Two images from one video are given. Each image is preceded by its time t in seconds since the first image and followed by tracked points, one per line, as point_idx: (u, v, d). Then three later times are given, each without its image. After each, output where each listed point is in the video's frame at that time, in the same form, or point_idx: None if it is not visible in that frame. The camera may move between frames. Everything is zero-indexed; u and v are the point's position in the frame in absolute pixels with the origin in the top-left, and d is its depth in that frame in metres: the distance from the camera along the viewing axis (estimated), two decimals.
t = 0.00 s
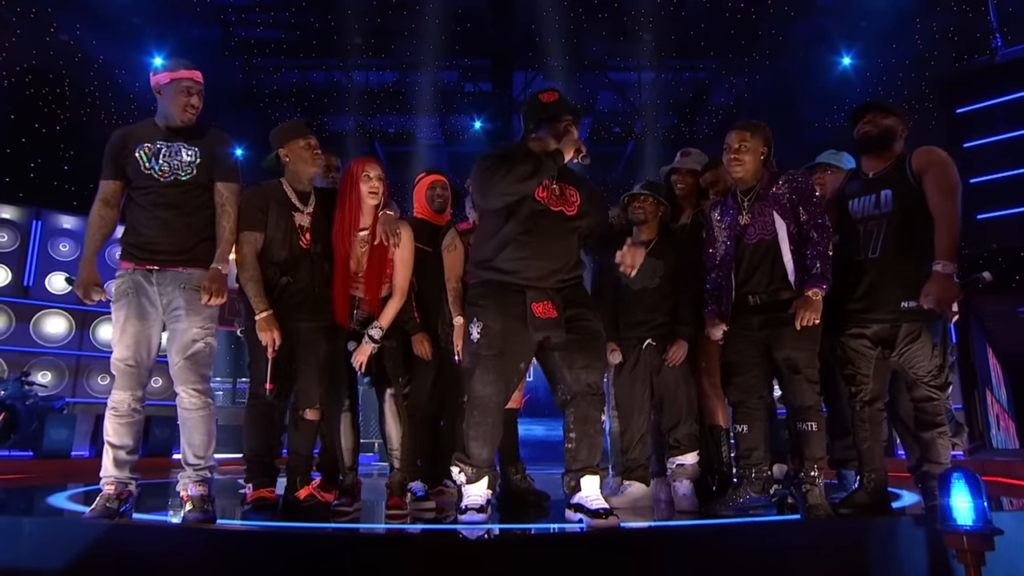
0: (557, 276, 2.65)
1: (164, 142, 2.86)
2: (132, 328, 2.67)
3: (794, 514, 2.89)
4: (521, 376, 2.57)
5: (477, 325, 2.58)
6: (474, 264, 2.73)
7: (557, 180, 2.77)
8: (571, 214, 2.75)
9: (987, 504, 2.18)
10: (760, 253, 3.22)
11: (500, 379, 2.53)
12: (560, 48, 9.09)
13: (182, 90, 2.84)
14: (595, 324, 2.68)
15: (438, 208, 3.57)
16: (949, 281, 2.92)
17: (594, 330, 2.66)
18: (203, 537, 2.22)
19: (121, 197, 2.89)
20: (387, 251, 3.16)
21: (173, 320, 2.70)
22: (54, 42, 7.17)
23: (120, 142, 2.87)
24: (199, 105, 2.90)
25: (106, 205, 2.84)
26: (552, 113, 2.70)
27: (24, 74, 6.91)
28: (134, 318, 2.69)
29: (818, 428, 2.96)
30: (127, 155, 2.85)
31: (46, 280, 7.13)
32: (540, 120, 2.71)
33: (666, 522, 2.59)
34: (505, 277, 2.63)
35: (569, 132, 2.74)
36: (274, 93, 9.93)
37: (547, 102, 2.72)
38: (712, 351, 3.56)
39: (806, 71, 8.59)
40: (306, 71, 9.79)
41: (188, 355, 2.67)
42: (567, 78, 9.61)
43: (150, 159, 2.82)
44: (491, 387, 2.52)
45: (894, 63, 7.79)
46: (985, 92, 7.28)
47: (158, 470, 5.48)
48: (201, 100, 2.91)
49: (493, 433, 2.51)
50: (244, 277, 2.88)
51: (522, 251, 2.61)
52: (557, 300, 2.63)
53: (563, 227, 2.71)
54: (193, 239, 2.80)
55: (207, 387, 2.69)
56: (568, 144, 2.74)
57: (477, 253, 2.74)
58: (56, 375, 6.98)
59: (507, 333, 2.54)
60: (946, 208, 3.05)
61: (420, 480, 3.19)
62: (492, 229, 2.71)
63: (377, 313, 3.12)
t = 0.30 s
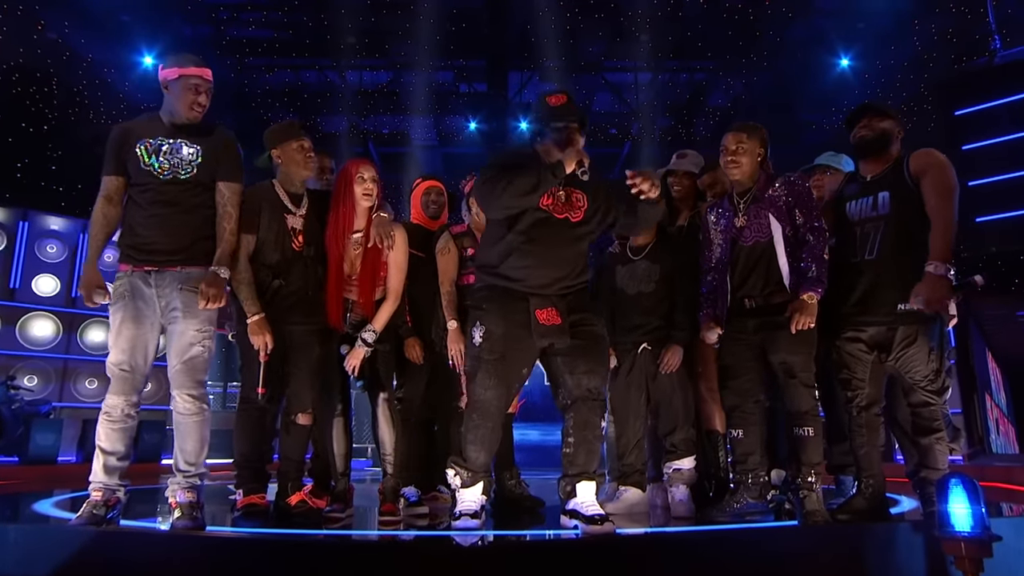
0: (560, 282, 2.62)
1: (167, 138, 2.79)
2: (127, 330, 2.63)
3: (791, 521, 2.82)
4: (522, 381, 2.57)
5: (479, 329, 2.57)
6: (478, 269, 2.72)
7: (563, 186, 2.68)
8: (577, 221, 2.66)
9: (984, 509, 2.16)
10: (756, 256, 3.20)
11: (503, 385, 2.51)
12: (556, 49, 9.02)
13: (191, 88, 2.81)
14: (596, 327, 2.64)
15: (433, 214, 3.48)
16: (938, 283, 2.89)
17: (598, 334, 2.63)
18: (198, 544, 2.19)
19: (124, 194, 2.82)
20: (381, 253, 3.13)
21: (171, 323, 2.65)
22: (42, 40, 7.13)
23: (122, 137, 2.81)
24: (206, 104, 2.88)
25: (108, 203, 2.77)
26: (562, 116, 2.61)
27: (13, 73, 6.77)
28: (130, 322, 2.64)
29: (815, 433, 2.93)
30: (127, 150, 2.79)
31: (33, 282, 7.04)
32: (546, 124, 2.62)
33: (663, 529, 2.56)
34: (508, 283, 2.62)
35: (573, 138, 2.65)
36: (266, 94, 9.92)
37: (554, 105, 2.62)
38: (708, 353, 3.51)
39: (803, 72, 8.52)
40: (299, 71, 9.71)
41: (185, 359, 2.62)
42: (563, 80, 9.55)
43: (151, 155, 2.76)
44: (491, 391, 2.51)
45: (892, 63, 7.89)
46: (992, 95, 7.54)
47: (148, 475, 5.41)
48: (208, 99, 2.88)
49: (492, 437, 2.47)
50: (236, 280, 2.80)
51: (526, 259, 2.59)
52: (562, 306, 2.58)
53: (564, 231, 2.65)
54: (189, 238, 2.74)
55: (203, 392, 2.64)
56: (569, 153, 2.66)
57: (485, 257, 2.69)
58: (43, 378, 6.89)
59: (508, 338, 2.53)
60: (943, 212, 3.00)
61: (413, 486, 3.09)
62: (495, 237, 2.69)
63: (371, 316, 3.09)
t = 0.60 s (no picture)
0: (558, 284, 2.57)
1: (173, 131, 2.72)
2: (114, 329, 2.55)
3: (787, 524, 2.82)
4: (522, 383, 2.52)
5: (477, 330, 2.56)
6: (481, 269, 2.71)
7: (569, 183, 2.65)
8: (578, 218, 2.62)
9: (983, 514, 2.16)
10: (753, 257, 3.16)
11: (501, 387, 2.48)
12: (551, 46, 8.99)
13: (197, 80, 2.70)
14: (595, 327, 2.57)
15: (420, 212, 3.39)
16: (955, 284, 2.86)
17: (599, 336, 2.56)
18: (185, 548, 2.14)
19: (123, 186, 2.74)
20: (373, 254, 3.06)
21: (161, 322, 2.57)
22: (25, 33, 6.65)
23: (124, 127, 2.73)
24: (214, 97, 2.76)
25: (106, 194, 2.70)
26: (574, 110, 2.59)
27: None
28: (118, 320, 2.56)
29: (811, 437, 2.90)
30: (126, 142, 2.72)
31: (17, 282, 6.93)
32: (555, 120, 2.61)
33: (658, 533, 2.52)
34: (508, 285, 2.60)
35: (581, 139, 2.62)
36: (255, 91, 9.58)
37: (566, 99, 2.61)
38: (704, 356, 3.47)
39: (801, 72, 8.52)
40: (289, 69, 9.66)
41: (174, 361, 2.54)
42: (558, 78, 9.50)
43: (152, 148, 2.68)
44: (488, 391, 2.48)
45: (890, 63, 7.74)
46: (980, 94, 7.40)
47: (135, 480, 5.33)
48: (216, 90, 2.76)
49: (489, 439, 2.45)
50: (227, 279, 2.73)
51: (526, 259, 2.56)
52: (560, 307, 2.54)
53: (561, 233, 2.60)
54: (183, 234, 2.66)
55: (193, 395, 2.57)
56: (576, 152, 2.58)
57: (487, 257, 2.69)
58: (25, 381, 6.82)
59: (507, 339, 2.50)
60: (943, 210, 2.99)
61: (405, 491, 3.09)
62: (497, 236, 2.68)
63: (363, 318, 3.03)
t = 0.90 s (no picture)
0: (540, 290, 2.52)
1: (163, 127, 2.65)
2: (101, 333, 2.50)
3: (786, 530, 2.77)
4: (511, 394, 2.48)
5: (463, 341, 2.51)
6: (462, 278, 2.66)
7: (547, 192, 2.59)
8: (560, 227, 2.57)
9: (983, 519, 2.14)
10: (751, 258, 3.11)
11: (489, 395, 2.44)
12: (546, 43, 8.90)
13: (187, 75, 2.64)
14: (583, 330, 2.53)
15: (405, 208, 3.26)
16: (951, 291, 2.80)
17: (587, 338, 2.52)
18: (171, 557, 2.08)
19: (111, 184, 2.68)
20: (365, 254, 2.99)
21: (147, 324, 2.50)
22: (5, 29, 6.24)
23: (113, 123, 2.68)
24: (205, 93, 2.71)
25: (94, 192, 2.64)
26: (550, 117, 2.51)
27: None
28: (105, 323, 2.50)
29: (811, 440, 2.86)
30: (115, 138, 2.65)
31: None
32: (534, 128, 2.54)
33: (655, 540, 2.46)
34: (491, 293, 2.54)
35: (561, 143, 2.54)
36: (244, 88, 9.27)
37: (541, 109, 2.54)
38: (701, 359, 3.39)
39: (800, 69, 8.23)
40: (279, 65, 9.33)
41: (161, 365, 2.47)
42: (552, 75, 9.40)
43: (141, 145, 2.62)
44: (477, 405, 2.44)
45: (890, 61, 7.32)
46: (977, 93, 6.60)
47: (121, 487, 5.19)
48: (207, 86, 2.71)
49: (483, 449, 2.44)
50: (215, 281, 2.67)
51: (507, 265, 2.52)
52: (546, 312, 2.49)
53: (541, 241, 2.55)
54: (171, 234, 2.58)
55: (180, 399, 2.50)
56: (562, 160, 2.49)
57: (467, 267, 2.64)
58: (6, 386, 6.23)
59: (493, 350, 2.46)
60: (939, 212, 2.93)
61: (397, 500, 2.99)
62: (480, 242, 2.61)
63: (354, 320, 2.95)
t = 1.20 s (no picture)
0: (509, 287, 2.49)
1: (143, 125, 2.57)
2: (83, 336, 2.43)
3: (785, 539, 2.72)
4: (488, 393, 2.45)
5: (437, 343, 2.49)
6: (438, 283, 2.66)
7: (510, 186, 2.57)
8: (524, 222, 2.53)
9: (985, 527, 2.19)
10: (750, 259, 3.04)
11: (466, 398, 2.42)
12: (542, 41, 8.73)
13: (168, 69, 2.57)
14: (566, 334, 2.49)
15: (395, 208, 3.18)
16: (926, 300, 2.77)
17: (563, 341, 2.46)
18: (154, 567, 2.02)
19: (91, 185, 2.60)
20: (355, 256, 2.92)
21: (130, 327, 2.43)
22: None
23: (92, 121, 2.60)
24: (186, 88, 2.63)
25: (73, 194, 2.56)
26: (500, 110, 2.60)
27: None
28: (87, 326, 2.43)
29: (811, 446, 2.79)
30: (95, 137, 2.58)
31: None
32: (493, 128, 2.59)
33: (652, 547, 2.40)
34: (462, 294, 2.53)
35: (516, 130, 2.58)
36: (232, 84, 9.11)
37: (494, 106, 2.64)
38: (699, 364, 3.32)
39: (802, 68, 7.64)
40: (268, 62, 9.12)
41: (144, 369, 2.40)
42: (548, 73, 9.30)
43: (121, 143, 2.54)
44: (454, 406, 2.41)
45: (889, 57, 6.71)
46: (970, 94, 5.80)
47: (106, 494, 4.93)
48: (188, 82, 2.63)
49: (466, 452, 2.41)
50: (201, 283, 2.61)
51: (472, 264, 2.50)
52: (515, 312, 2.47)
53: (506, 237, 2.51)
54: (154, 235, 2.51)
55: (165, 404, 2.42)
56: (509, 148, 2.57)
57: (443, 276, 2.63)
58: None
59: (465, 351, 2.43)
60: (927, 216, 2.88)
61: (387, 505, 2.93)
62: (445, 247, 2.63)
63: (344, 323, 2.88)
